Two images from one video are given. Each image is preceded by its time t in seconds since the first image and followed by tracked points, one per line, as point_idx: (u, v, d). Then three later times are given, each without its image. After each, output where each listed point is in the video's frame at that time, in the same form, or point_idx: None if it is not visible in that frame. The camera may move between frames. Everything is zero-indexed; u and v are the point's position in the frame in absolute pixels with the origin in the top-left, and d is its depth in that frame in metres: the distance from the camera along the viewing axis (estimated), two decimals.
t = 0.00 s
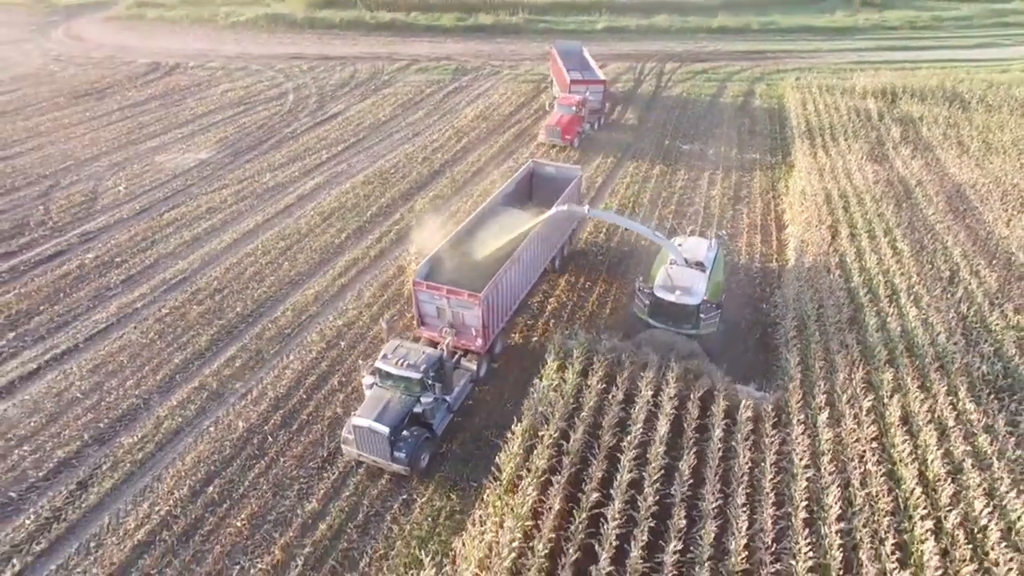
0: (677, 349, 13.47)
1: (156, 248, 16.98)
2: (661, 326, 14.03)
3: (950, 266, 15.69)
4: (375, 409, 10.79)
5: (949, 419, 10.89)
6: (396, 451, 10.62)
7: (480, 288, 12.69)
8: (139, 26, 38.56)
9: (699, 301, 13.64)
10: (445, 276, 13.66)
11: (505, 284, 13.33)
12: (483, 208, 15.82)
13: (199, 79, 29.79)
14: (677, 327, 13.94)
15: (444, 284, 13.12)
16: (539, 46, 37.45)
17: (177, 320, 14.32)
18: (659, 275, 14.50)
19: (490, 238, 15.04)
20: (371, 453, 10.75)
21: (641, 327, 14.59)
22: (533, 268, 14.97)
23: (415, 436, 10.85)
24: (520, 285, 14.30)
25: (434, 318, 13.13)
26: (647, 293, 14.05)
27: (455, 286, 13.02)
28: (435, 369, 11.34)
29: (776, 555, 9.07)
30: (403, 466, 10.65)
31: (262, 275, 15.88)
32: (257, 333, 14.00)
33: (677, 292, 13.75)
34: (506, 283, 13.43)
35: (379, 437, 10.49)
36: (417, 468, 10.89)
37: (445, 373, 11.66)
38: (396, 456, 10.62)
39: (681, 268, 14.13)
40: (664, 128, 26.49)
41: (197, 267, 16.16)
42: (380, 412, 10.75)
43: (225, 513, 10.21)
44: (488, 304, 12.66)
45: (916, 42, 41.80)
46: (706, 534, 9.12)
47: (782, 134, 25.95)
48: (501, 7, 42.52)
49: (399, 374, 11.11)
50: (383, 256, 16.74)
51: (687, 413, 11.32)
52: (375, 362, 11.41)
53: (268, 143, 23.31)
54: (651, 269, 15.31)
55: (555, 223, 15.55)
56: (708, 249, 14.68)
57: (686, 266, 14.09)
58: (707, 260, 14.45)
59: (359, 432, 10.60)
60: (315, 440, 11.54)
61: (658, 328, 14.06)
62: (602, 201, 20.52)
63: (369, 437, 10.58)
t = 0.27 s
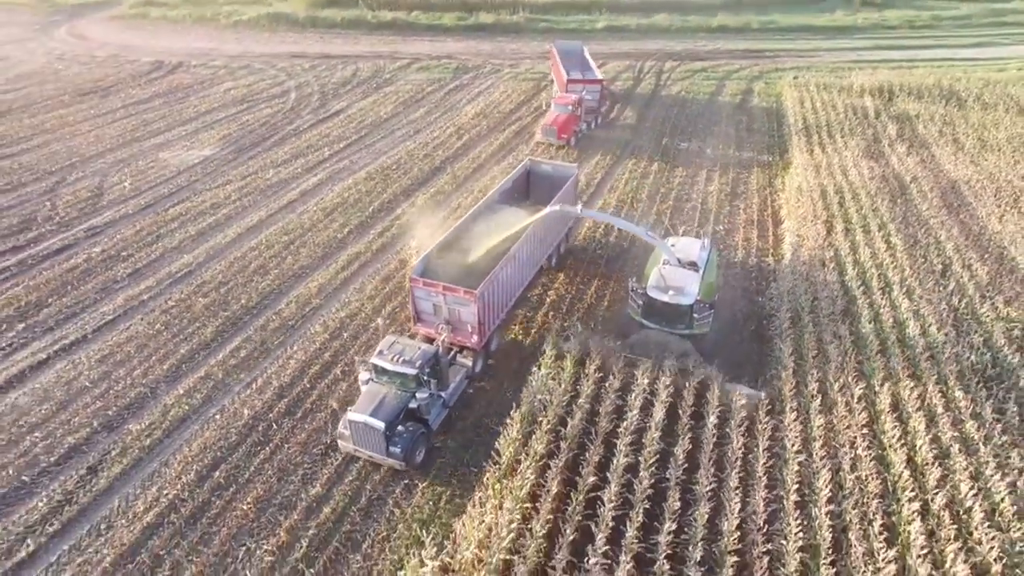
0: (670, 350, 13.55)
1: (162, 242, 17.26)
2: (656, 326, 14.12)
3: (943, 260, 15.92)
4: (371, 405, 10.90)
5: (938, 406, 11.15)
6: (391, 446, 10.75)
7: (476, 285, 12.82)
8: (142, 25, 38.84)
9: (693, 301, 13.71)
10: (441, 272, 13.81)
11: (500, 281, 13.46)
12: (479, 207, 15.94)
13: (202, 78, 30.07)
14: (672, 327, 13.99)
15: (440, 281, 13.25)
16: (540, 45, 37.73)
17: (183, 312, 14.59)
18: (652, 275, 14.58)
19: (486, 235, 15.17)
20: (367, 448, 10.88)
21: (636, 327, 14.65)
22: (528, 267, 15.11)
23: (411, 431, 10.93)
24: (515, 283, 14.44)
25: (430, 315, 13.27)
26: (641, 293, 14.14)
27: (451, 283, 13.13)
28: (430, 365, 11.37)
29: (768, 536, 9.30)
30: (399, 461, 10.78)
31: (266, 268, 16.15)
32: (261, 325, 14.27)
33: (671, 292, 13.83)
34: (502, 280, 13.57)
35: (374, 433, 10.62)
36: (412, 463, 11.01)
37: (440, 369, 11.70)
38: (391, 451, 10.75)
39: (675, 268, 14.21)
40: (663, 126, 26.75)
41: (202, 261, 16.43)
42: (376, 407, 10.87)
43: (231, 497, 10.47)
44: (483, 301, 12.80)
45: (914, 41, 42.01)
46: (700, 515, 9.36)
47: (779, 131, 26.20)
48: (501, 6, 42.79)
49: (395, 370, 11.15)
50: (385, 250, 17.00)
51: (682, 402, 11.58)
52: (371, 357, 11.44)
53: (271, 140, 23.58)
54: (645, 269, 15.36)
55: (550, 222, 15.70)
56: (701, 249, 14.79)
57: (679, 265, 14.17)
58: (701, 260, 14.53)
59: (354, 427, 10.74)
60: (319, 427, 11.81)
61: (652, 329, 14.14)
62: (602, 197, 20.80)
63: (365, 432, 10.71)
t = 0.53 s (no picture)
0: (671, 352, 13.54)
1: (177, 234, 17.63)
2: (656, 328, 14.10)
3: (947, 258, 16.04)
4: (374, 398, 11.08)
5: (937, 399, 11.33)
6: (394, 439, 10.93)
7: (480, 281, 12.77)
8: (158, 22, 39.36)
9: (692, 302, 13.68)
10: (446, 268, 13.84)
11: (504, 279, 13.44)
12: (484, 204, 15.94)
13: (217, 74, 30.50)
14: (673, 329, 13.97)
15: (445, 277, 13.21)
16: (550, 44, 37.98)
17: (199, 301, 14.94)
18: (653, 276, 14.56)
19: (491, 233, 15.17)
20: (370, 441, 11.09)
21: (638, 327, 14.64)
22: (533, 264, 15.12)
23: (414, 425, 11.12)
24: (519, 281, 14.42)
25: (434, 311, 13.18)
26: (641, 294, 14.13)
27: (455, 280, 13.07)
28: (434, 360, 11.43)
29: (766, 522, 9.51)
30: (401, 454, 10.98)
31: (279, 260, 16.49)
32: (274, 314, 14.60)
33: (670, 293, 13.80)
34: (507, 278, 13.55)
35: (378, 426, 10.81)
36: (414, 457, 11.20)
37: (444, 364, 11.76)
38: (394, 444, 10.94)
39: (675, 269, 14.19)
40: (672, 125, 26.94)
41: (216, 252, 16.78)
42: (379, 401, 11.05)
43: (245, 477, 10.80)
44: (487, 298, 12.76)
45: (925, 41, 41.91)
46: (700, 500, 9.58)
47: (788, 131, 26.34)
48: (513, 5, 43.05)
49: (398, 364, 11.25)
50: (395, 242, 17.30)
51: (686, 392, 11.79)
52: (375, 352, 11.51)
53: (284, 135, 23.94)
54: (647, 269, 15.34)
55: (556, 220, 15.71)
56: (702, 250, 14.76)
57: (679, 266, 14.13)
58: (702, 261, 14.49)
59: (358, 420, 10.94)
60: (330, 413, 12.12)
61: (654, 330, 14.13)
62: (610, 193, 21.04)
63: (368, 425, 10.91)
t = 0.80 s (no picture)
0: (665, 352, 13.48)
1: (183, 229, 17.89)
2: (650, 329, 14.01)
3: (942, 253, 16.24)
4: (371, 395, 11.22)
5: (930, 389, 11.56)
6: (390, 436, 11.08)
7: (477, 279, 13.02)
8: (161, 22, 39.62)
9: (687, 301, 13.58)
10: (443, 267, 13.92)
11: (501, 277, 13.64)
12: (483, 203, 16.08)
13: (221, 73, 30.77)
14: (667, 329, 13.90)
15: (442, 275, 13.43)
16: (552, 43, 38.20)
17: (204, 294, 15.19)
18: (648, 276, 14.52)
19: (489, 232, 15.33)
20: (367, 438, 11.23)
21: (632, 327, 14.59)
22: (531, 263, 15.26)
23: (410, 421, 11.26)
24: (517, 279, 14.58)
25: (432, 308, 13.43)
26: (635, 294, 14.04)
27: (453, 277, 13.33)
28: (430, 357, 11.72)
29: (761, 507, 9.74)
30: (397, 450, 11.12)
31: (283, 254, 16.74)
32: (278, 307, 14.85)
33: (665, 293, 13.71)
34: (504, 276, 13.75)
35: (374, 422, 10.95)
36: (411, 453, 11.34)
37: (440, 361, 12.05)
38: (391, 440, 11.08)
39: (670, 269, 14.12)
40: (672, 124, 27.16)
41: (221, 247, 17.04)
42: (376, 397, 11.16)
43: (251, 464, 11.04)
44: (484, 296, 13.00)
45: (925, 41, 42.09)
46: (695, 486, 9.80)
47: (787, 129, 26.54)
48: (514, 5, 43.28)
49: (396, 361, 11.54)
50: (398, 237, 17.54)
51: (683, 381, 12.04)
52: (372, 349, 11.80)
53: (288, 133, 24.20)
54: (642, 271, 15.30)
55: (552, 220, 15.79)
56: (697, 251, 14.73)
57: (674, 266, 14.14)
58: (697, 261, 14.48)
59: (355, 417, 11.07)
60: (334, 402, 12.35)
61: (648, 330, 14.04)
62: (610, 190, 21.27)
63: (365, 421, 11.06)
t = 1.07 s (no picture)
0: (670, 350, 13.46)
1: (201, 220, 18.29)
2: (655, 327, 14.07)
3: (951, 251, 16.32)
4: (376, 388, 11.37)
5: (934, 383, 11.72)
6: (395, 429, 11.13)
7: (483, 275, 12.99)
8: (180, 19, 40.22)
9: (692, 301, 13.63)
10: (448, 262, 13.93)
11: (507, 273, 13.61)
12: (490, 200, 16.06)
13: (238, 69, 31.23)
14: (673, 328, 13.94)
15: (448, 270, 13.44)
16: (565, 42, 38.45)
17: (222, 283, 15.56)
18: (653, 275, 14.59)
19: (496, 228, 15.30)
20: (372, 431, 11.30)
21: (637, 326, 14.66)
22: (536, 260, 15.22)
23: (415, 415, 11.32)
24: (523, 275, 14.57)
25: (438, 304, 13.46)
26: (641, 293, 14.12)
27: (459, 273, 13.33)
28: (436, 351, 11.81)
29: (764, 494, 9.92)
30: (402, 443, 11.16)
31: (298, 245, 17.09)
32: (294, 296, 15.19)
33: (670, 292, 13.79)
34: (510, 272, 13.73)
35: (379, 415, 11.04)
36: (416, 447, 11.38)
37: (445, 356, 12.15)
38: (396, 433, 11.14)
39: (676, 269, 14.21)
40: (683, 122, 27.31)
41: (239, 238, 17.42)
42: (381, 391, 11.33)
43: (267, 445, 11.37)
44: (489, 291, 12.99)
45: (940, 42, 41.91)
46: (699, 473, 10.01)
47: (798, 128, 26.63)
48: (528, 4, 43.53)
49: (401, 355, 11.67)
50: (411, 230, 17.85)
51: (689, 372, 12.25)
52: (379, 343, 11.97)
53: (304, 128, 24.59)
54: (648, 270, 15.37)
55: (559, 216, 15.75)
56: (704, 251, 14.77)
57: (680, 266, 14.19)
58: (704, 261, 14.50)
59: (360, 409, 11.17)
60: (347, 388, 12.66)
61: (653, 329, 14.10)
62: (621, 187, 21.48)
63: (370, 414, 11.14)
